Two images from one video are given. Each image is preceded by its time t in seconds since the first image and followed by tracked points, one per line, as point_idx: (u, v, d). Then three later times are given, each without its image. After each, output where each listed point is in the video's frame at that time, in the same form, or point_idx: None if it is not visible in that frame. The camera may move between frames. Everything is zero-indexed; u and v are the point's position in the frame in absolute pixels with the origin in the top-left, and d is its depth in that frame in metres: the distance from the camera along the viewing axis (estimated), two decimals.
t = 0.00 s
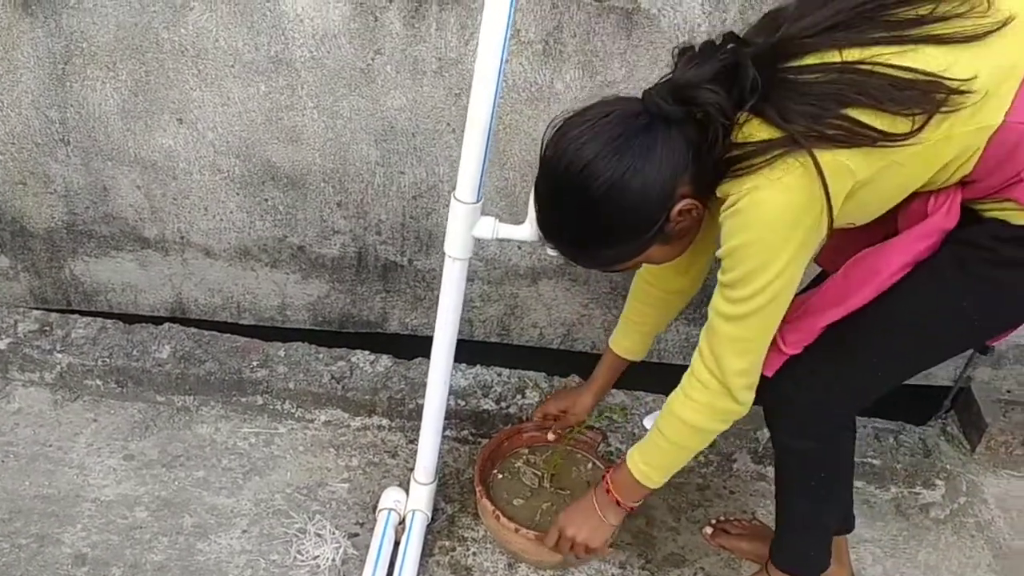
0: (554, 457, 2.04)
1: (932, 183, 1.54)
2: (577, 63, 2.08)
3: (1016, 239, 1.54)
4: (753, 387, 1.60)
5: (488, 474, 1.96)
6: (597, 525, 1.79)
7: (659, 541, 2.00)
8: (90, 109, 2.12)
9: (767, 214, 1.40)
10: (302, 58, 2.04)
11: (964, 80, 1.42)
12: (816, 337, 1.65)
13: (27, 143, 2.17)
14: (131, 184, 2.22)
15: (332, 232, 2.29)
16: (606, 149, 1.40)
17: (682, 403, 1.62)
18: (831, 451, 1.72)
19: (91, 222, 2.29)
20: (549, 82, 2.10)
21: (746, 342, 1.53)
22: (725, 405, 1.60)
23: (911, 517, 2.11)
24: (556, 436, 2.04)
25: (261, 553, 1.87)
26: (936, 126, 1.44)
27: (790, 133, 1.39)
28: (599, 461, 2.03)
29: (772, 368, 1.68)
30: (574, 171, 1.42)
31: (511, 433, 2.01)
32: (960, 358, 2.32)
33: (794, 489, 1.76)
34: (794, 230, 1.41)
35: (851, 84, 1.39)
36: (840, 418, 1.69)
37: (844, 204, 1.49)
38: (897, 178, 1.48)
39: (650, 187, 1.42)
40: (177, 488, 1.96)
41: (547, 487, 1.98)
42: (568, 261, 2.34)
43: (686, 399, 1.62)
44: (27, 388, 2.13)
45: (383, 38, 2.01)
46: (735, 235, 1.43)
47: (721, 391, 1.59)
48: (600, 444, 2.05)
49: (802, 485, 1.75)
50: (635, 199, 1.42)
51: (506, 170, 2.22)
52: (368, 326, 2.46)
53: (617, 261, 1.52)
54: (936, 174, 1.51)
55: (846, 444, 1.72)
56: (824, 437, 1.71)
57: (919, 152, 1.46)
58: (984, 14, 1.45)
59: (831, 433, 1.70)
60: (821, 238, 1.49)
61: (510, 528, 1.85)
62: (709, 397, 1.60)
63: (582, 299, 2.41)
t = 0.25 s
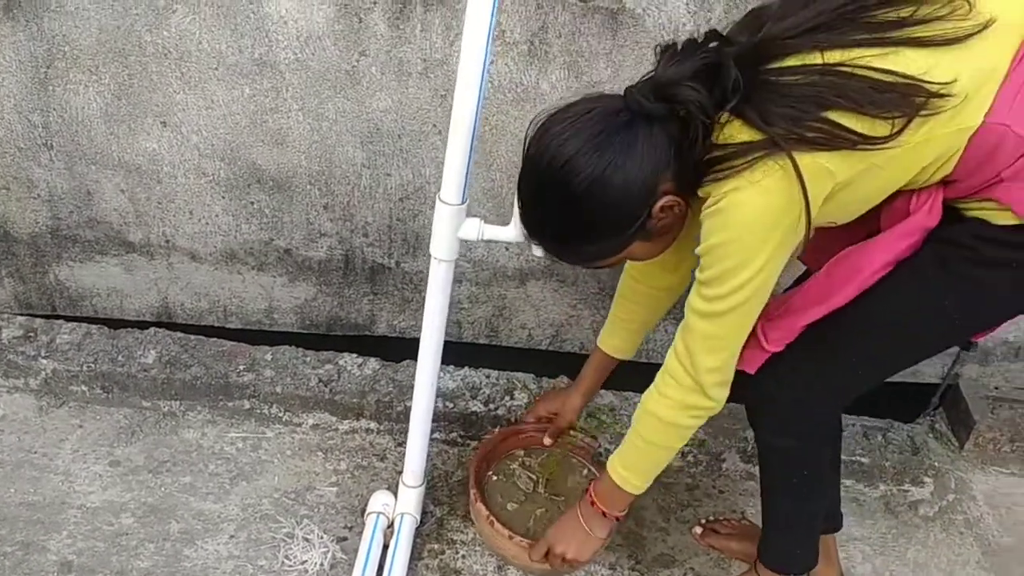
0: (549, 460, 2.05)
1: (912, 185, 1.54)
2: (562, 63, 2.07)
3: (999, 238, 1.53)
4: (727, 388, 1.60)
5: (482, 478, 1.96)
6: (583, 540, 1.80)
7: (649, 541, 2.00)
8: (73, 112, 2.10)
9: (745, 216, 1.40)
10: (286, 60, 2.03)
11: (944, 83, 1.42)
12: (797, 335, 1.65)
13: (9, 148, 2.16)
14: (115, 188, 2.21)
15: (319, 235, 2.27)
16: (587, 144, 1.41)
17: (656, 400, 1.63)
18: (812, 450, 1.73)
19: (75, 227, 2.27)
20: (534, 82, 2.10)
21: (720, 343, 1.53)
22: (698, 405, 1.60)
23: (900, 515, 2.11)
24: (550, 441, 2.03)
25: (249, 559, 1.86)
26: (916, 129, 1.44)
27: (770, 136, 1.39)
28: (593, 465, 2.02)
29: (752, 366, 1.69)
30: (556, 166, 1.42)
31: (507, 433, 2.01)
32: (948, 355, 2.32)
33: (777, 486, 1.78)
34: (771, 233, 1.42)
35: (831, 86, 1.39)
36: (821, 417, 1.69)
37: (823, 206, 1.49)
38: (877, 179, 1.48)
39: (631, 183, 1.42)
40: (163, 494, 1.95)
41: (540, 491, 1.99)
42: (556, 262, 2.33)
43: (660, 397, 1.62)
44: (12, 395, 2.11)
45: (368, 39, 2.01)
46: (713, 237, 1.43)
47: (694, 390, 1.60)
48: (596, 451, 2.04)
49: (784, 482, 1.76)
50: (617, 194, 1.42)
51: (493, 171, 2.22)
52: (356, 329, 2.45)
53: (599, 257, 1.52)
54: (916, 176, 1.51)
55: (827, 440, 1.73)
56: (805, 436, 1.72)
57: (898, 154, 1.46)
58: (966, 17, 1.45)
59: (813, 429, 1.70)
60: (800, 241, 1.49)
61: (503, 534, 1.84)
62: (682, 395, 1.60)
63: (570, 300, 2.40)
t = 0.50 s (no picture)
0: (541, 463, 2.05)
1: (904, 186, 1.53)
2: (547, 65, 2.07)
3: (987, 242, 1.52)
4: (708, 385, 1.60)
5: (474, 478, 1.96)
6: (570, 541, 1.79)
7: (638, 544, 1.99)
8: (53, 119, 2.08)
9: (731, 212, 1.40)
10: (269, 64, 2.02)
11: (937, 86, 1.41)
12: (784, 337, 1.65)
13: None
14: (97, 196, 2.19)
15: (304, 240, 2.26)
16: (579, 132, 1.40)
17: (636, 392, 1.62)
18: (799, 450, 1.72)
19: (57, 235, 2.25)
20: (519, 85, 2.09)
21: (702, 338, 1.52)
22: (678, 399, 1.59)
23: (889, 514, 2.11)
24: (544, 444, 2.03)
25: (235, 568, 1.84)
26: (906, 131, 1.43)
27: (760, 133, 1.39)
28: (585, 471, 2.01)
29: (739, 366, 1.69)
30: (547, 153, 1.41)
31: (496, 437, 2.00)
32: (935, 354, 2.32)
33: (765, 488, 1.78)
34: (757, 230, 1.41)
35: (822, 86, 1.38)
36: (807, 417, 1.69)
37: (812, 204, 1.49)
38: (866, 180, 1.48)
39: (621, 173, 1.41)
40: (149, 504, 1.93)
41: (532, 494, 1.98)
42: (542, 264, 2.32)
43: (640, 388, 1.61)
44: None
45: (351, 42, 1.99)
46: (698, 231, 1.43)
47: (675, 384, 1.59)
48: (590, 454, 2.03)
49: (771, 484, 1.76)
50: (607, 183, 1.41)
51: (478, 174, 2.21)
52: (342, 334, 2.43)
53: (586, 248, 1.51)
54: (907, 178, 1.50)
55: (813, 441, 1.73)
56: (792, 436, 1.71)
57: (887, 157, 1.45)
58: (961, 20, 1.44)
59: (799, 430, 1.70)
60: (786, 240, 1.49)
61: (493, 532, 1.83)
62: (662, 389, 1.60)
63: (558, 302, 2.40)
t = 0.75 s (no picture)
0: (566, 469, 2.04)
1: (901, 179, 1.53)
2: (538, 74, 2.07)
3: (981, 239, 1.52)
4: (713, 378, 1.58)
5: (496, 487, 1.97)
6: (588, 544, 1.78)
7: (636, 550, 2.00)
8: (46, 132, 2.09)
9: (730, 200, 1.39)
10: (261, 76, 2.02)
11: (938, 78, 1.41)
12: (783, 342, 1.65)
13: None
14: (91, 208, 2.19)
15: (298, 250, 2.26)
16: (576, 124, 1.40)
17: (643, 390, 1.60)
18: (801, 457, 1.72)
19: (51, 248, 2.25)
20: (511, 93, 2.09)
21: (705, 329, 1.50)
22: (684, 393, 1.58)
23: (885, 517, 2.11)
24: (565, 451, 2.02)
25: None
26: (907, 122, 1.43)
27: (759, 123, 1.38)
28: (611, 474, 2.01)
29: (737, 370, 1.70)
30: (544, 146, 1.41)
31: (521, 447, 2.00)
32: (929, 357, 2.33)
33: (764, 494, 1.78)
34: (756, 222, 1.40)
35: (822, 76, 1.39)
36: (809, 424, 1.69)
37: (811, 194, 1.49)
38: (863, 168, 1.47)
39: (619, 166, 1.40)
40: (145, 516, 1.93)
41: (556, 500, 1.99)
42: (537, 272, 2.33)
43: (647, 387, 1.59)
44: None
45: (343, 53, 2.00)
46: (699, 220, 1.42)
47: (680, 378, 1.57)
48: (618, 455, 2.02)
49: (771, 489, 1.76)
50: (604, 176, 1.41)
51: (471, 183, 2.21)
52: (338, 344, 2.43)
53: (585, 242, 1.50)
54: (906, 170, 1.50)
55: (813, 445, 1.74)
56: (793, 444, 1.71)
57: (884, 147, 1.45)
58: (962, 13, 1.45)
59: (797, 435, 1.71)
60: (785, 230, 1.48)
61: (514, 539, 1.83)
62: (668, 383, 1.58)
63: (553, 310, 2.40)
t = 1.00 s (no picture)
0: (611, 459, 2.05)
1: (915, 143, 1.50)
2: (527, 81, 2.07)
3: (995, 220, 1.50)
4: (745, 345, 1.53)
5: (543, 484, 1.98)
6: (639, 533, 1.74)
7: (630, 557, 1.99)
8: (34, 143, 2.08)
9: (750, 154, 1.35)
10: (250, 85, 2.02)
11: (962, 34, 1.40)
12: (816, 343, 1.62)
13: None
14: (80, 219, 2.18)
15: (289, 259, 2.25)
16: (583, 82, 1.36)
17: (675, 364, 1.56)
18: (812, 454, 1.65)
19: (41, 259, 2.24)
20: (500, 101, 2.09)
21: (735, 294, 1.46)
22: (716, 365, 1.53)
23: (879, 522, 2.11)
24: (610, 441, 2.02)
25: None
26: (930, 79, 1.41)
27: (779, 73, 1.35)
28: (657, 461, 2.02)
29: (765, 367, 1.69)
30: (549, 106, 1.38)
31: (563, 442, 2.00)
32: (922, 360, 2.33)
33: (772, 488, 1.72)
34: (778, 176, 1.36)
35: (845, 27, 1.36)
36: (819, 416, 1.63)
37: (831, 155, 1.45)
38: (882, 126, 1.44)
39: (627, 124, 1.37)
40: (135, 528, 1.92)
41: (606, 492, 2.00)
42: (528, 279, 2.33)
43: (678, 360, 1.55)
44: None
45: (332, 62, 2.00)
46: (720, 180, 1.37)
47: (710, 348, 1.52)
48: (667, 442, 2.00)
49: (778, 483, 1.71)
50: (613, 134, 1.38)
51: (462, 190, 2.21)
52: (330, 352, 2.43)
53: (595, 204, 1.47)
54: (925, 132, 1.47)
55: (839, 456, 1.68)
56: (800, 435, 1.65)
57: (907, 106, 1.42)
58: None
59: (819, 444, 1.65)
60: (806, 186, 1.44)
61: (564, 532, 1.83)
62: (698, 355, 1.53)
63: (545, 316, 2.40)
